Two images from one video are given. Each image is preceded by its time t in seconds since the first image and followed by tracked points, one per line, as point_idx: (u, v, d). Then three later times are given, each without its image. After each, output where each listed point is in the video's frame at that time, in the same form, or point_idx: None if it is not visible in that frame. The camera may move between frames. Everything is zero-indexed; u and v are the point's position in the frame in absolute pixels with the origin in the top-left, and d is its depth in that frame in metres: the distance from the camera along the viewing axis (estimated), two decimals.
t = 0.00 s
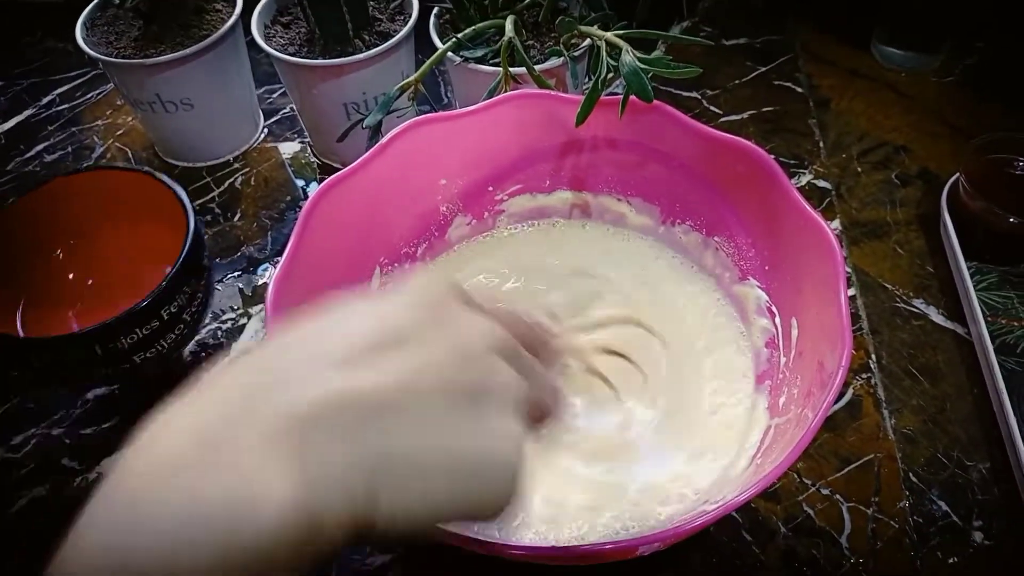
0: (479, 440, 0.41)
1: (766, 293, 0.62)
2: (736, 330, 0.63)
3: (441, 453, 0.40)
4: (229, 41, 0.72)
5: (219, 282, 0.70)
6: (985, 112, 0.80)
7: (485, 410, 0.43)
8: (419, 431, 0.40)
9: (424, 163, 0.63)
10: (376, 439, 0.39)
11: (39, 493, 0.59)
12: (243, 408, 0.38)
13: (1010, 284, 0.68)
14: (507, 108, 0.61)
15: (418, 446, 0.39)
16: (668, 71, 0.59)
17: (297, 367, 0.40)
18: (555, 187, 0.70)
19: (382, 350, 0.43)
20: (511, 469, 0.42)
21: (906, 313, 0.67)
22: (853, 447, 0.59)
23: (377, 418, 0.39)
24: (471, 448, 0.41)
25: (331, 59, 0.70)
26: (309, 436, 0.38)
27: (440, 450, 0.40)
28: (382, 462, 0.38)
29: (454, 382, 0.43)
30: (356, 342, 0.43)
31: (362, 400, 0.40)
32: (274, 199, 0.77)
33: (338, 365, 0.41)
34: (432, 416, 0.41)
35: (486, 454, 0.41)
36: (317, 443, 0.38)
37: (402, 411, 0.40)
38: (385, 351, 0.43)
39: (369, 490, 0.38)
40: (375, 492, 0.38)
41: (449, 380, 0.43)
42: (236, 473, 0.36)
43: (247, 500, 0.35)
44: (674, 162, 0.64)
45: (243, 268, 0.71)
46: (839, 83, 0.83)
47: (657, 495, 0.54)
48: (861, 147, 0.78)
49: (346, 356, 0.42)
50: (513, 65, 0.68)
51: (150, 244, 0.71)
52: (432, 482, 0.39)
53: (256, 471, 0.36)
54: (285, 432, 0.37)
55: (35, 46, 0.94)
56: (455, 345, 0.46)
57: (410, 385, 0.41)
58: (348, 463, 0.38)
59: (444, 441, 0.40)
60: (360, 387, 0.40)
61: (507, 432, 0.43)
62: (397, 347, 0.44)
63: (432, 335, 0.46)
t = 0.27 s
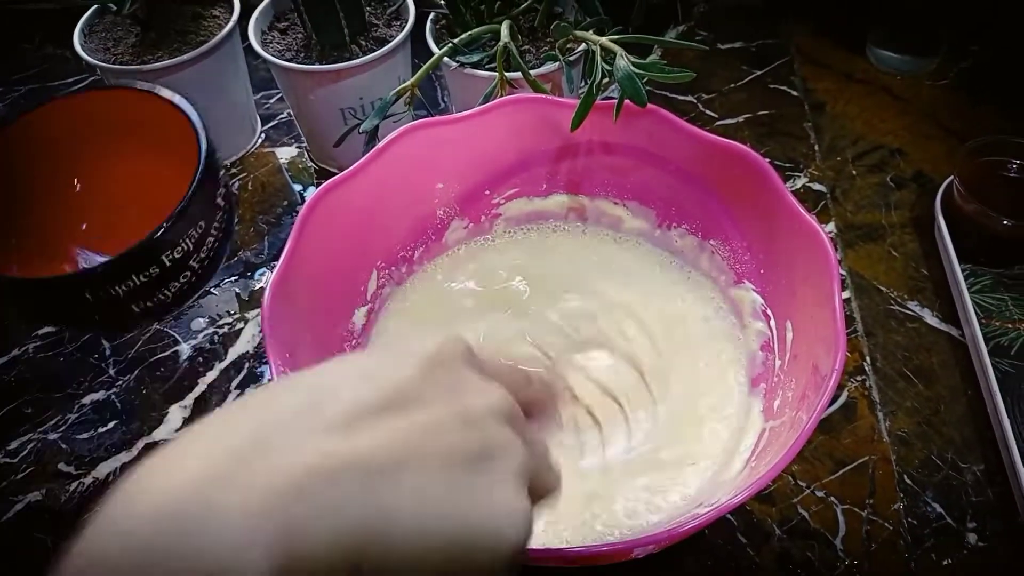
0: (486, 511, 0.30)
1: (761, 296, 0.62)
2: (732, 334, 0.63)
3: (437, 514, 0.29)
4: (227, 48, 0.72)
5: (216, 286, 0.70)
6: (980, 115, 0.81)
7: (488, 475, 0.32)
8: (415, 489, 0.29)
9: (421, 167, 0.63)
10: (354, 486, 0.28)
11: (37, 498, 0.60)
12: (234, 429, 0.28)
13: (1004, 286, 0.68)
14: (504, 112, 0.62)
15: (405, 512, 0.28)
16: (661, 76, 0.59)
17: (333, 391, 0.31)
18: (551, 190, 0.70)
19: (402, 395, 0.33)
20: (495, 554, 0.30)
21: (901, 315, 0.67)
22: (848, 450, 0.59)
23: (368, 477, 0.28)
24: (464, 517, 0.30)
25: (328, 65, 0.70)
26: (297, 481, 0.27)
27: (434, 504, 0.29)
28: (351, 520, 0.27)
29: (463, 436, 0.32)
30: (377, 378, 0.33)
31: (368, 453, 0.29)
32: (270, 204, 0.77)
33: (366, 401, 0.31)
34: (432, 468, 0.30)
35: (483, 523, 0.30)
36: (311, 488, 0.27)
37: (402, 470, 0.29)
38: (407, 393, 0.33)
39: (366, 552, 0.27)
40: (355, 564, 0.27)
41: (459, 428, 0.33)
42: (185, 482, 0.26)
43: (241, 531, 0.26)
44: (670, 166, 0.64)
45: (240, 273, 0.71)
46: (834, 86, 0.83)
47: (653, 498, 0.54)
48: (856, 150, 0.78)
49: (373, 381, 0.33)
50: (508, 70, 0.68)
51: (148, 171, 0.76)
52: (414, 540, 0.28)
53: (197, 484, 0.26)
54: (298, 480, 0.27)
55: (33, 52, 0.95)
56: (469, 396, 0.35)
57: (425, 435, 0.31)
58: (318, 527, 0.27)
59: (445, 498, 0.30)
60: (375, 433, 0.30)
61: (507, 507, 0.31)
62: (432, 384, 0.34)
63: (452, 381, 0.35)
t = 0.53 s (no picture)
0: (511, 511, 0.34)
1: (760, 293, 0.62)
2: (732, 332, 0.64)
3: (456, 519, 0.32)
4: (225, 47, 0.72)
5: (215, 285, 0.70)
6: (979, 112, 0.81)
7: (508, 488, 0.35)
8: (439, 502, 0.32)
9: (421, 165, 0.63)
10: (387, 503, 0.31)
11: (36, 498, 0.60)
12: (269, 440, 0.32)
13: (1004, 283, 0.68)
14: (503, 111, 0.62)
15: (443, 514, 0.32)
16: (660, 73, 0.59)
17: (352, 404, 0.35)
18: (550, 188, 0.70)
19: (435, 401, 0.37)
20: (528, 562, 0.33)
21: (900, 312, 0.67)
22: (848, 447, 0.59)
23: (410, 478, 0.33)
24: (497, 513, 0.34)
25: (326, 63, 0.70)
26: (337, 495, 0.31)
27: (456, 517, 0.33)
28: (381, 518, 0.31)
29: (487, 450, 0.36)
30: (404, 384, 0.37)
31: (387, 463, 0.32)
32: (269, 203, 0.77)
33: (376, 410, 0.35)
34: (459, 479, 0.34)
35: (501, 536, 0.33)
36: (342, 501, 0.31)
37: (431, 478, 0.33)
38: (436, 403, 0.37)
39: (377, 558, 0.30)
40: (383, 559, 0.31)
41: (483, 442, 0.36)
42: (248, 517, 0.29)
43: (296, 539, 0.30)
44: (668, 164, 0.64)
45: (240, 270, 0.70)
46: (834, 84, 0.83)
47: (653, 495, 0.54)
48: (855, 147, 0.78)
49: (385, 391, 0.36)
50: (507, 68, 0.68)
51: (212, 119, 0.74)
52: (449, 545, 0.32)
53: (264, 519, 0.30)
54: (316, 498, 0.30)
55: (31, 52, 0.95)
56: (492, 406, 0.39)
57: (444, 444, 0.35)
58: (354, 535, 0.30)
59: (473, 514, 0.33)
60: (398, 444, 0.34)
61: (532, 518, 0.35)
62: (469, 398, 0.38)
63: (478, 380, 0.40)
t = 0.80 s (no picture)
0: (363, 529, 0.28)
1: (764, 291, 0.62)
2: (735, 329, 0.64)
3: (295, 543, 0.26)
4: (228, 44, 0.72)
5: (218, 283, 0.70)
6: (982, 111, 0.81)
7: (363, 499, 0.29)
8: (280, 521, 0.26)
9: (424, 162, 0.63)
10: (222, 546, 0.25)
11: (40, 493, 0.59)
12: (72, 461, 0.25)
13: (1007, 281, 0.68)
14: (506, 108, 0.61)
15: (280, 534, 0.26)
16: (664, 71, 0.59)
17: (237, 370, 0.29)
18: (553, 185, 0.70)
19: (269, 402, 0.28)
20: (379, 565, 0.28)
21: (903, 311, 0.67)
22: (850, 445, 0.59)
23: (236, 499, 0.26)
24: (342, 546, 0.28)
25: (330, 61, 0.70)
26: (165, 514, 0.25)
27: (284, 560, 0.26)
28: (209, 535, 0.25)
29: (340, 453, 0.29)
30: (250, 374, 0.29)
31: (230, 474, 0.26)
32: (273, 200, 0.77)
33: (226, 405, 0.27)
34: (303, 487, 0.27)
35: (358, 548, 0.28)
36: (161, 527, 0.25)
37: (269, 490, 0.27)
38: (277, 399, 0.29)
39: None
40: None
41: (331, 447, 0.29)
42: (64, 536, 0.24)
43: None
44: (671, 161, 0.64)
45: (243, 268, 0.71)
46: (837, 82, 0.83)
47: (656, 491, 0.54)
48: (858, 146, 0.78)
49: (230, 388, 0.28)
50: (510, 66, 0.68)
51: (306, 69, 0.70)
52: None
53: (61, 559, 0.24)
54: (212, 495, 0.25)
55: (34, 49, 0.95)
56: (356, 401, 0.32)
57: (291, 454, 0.28)
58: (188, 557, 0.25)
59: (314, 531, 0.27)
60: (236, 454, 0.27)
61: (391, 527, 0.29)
62: (312, 392, 0.30)
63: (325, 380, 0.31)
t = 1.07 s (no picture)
0: None
1: (766, 290, 0.62)
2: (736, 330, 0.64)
3: None
4: (233, 44, 0.72)
5: (222, 281, 0.70)
6: (986, 111, 0.81)
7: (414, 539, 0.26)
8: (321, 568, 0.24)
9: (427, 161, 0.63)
10: None
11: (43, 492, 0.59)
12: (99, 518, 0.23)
13: (1010, 282, 0.68)
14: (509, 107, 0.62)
15: None
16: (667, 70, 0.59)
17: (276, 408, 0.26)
18: (556, 185, 0.71)
19: (327, 435, 0.26)
20: None
21: (906, 311, 0.67)
22: (853, 444, 0.59)
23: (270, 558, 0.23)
24: None
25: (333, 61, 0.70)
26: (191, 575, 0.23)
27: None
28: None
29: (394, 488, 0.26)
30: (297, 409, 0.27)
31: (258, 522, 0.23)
32: (277, 199, 0.77)
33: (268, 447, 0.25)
34: (343, 536, 0.25)
35: None
36: None
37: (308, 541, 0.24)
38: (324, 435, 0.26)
39: None
40: None
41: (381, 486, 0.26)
42: None
43: None
44: (674, 162, 0.64)
45: (246, 268, 0.71)
46: (840, 83, 0.83)
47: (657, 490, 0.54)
48: (861, 146, 0.78)
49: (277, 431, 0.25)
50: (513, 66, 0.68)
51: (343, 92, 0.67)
52: None
53: None
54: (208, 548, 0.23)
55: (38, 48, 0.95)
56: (415, 431, 0.29)
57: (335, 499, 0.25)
58: None
59: None
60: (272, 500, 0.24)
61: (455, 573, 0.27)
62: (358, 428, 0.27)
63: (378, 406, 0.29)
